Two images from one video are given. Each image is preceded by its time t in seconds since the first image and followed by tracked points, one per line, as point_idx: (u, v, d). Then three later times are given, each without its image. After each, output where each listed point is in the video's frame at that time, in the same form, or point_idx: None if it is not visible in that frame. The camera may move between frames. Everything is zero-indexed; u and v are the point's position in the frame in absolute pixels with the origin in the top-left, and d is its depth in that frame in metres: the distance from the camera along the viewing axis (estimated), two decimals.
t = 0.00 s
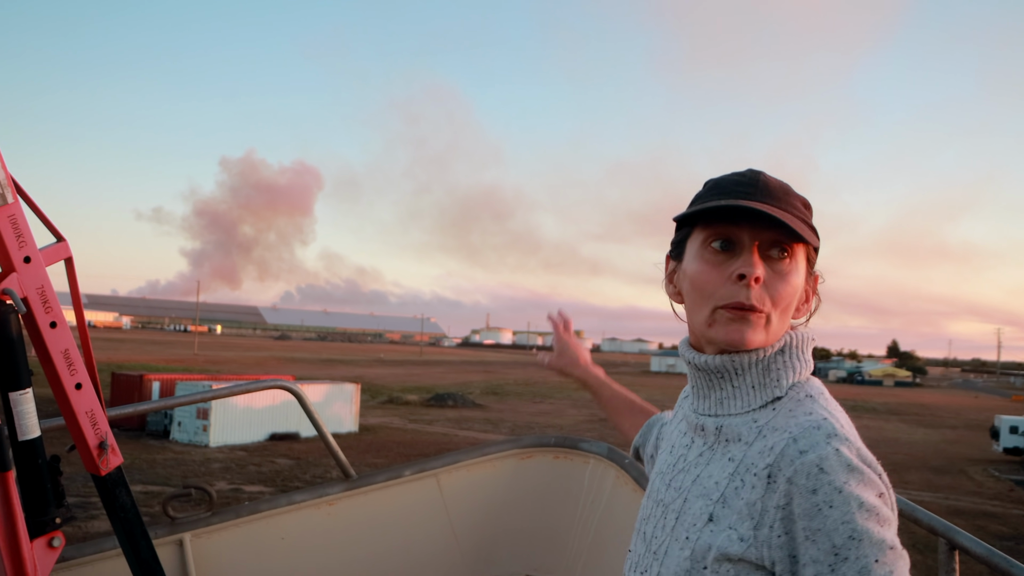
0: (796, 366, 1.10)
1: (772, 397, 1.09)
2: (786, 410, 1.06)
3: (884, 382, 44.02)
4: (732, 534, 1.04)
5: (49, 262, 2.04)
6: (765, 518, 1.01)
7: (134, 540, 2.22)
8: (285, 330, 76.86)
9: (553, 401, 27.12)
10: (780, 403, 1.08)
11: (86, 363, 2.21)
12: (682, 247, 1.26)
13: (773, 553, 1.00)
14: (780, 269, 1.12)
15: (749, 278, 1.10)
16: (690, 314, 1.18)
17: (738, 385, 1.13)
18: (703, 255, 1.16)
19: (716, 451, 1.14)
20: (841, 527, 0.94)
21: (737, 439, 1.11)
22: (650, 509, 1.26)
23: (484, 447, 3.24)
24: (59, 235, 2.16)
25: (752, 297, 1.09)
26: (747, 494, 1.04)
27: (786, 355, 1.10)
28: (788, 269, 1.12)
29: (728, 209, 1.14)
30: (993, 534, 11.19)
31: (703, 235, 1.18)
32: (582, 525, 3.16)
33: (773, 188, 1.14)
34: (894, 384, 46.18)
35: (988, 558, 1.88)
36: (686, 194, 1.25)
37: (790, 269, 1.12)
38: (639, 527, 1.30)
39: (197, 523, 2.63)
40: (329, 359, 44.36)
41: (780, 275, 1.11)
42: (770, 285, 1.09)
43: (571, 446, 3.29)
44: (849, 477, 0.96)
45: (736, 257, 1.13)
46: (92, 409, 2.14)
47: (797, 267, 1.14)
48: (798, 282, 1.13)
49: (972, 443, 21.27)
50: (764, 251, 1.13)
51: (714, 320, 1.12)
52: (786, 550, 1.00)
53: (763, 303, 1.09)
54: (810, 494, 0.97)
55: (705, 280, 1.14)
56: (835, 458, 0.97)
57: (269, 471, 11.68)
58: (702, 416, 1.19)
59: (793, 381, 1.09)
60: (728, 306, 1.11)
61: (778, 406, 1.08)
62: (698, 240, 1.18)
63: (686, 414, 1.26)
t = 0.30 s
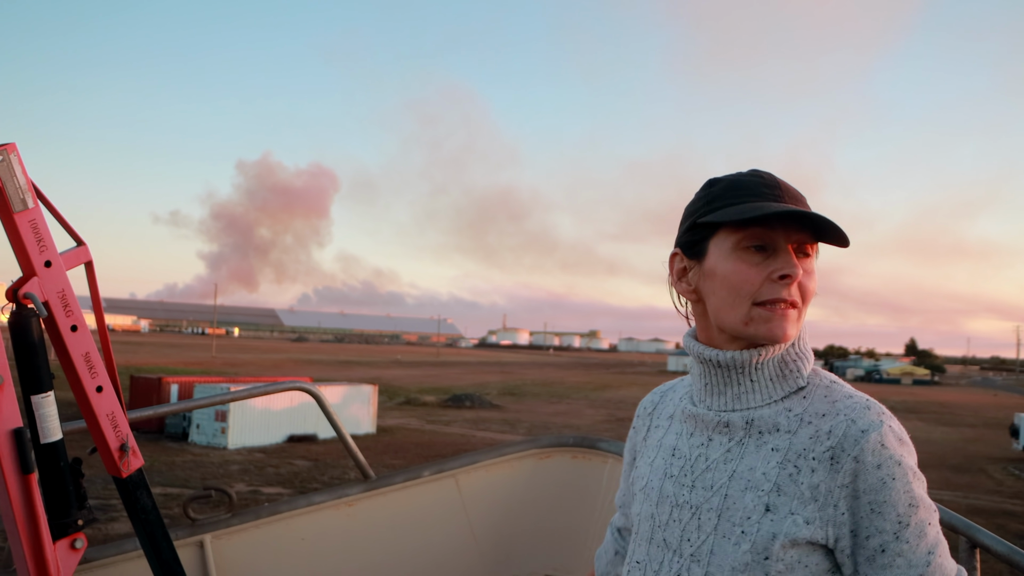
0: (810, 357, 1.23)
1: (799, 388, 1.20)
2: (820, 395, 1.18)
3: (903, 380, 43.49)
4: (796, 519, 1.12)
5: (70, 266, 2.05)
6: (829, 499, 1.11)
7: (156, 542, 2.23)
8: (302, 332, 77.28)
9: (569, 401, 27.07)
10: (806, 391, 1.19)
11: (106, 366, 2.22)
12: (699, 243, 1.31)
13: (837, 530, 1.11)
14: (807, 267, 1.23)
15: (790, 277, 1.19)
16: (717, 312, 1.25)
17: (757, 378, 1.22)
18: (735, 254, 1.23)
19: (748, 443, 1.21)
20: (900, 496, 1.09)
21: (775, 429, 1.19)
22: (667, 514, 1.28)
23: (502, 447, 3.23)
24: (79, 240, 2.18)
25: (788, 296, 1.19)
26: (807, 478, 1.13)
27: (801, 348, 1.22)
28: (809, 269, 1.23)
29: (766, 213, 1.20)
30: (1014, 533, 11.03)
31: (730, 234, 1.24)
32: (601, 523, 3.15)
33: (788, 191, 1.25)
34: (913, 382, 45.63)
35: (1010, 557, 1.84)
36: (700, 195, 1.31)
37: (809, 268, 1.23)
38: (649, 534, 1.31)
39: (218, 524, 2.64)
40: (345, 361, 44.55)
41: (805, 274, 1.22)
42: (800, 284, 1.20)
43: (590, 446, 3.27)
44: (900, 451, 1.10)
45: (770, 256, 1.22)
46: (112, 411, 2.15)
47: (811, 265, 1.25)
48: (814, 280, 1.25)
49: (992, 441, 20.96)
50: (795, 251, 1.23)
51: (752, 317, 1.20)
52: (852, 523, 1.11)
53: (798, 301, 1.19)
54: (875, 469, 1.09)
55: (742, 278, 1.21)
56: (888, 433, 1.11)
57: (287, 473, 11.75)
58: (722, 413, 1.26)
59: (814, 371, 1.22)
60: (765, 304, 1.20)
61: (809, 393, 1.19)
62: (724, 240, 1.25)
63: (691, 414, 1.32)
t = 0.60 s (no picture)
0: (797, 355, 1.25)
1: (794, 382, 1.22)
2: (817, 388, 1.20)
3: (908, 379, 43.47)
4: (815, 508, 1.13)
5: (75, 270, 2.05)
6: (844, 486, 1.13)
7: (162, 545, 2.22)
8: (307, 335, 77.47)
9: (574, 402, 27.09)
10: (799, 385, 1.22)
11: (112, 368, 2.22)
12: (679, 236, 1.31)
13: (849, 513, 1.14)
14: (784, 259, 1.24)
15: (764, 264, 1.19)
16: (695, 302, 1.26)
17: (751, 372, 1.23)
18: (713, 245, 1.24)
19: (752, 437, 1.20)
20: (902, 478, 1.14)
21: (779, 421, 1.19)
22: (669, 513, 1.24)
23: (507, 449, 3.22)
24: (84, 243, 2.18)
25: (763, 284, 1.19)
26: (822, 468, 1.14)
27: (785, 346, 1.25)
28: (788, 259, 1.24)
29: (743, 203, 1.21)
30: (1021, 531, 10.98)
31: (707, 226, 1.25)
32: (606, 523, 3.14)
33: (763, 183, 1.26)
34: (918, 381, 45.56)
35: (1017, 555, 1.81)
36: (680, 192, 1.33)
37: (788, 259, 1.24)
38: (648, 536, 1.26)
39: (223, 527, 2.63)
40: (350, 363, 44.63)
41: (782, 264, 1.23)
42: (777, 272, 1.20)
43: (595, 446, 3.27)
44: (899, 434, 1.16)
45: (747, 246, 1.22)
46: (119, 414, 2.15)
47: (790, 256, 1.25)
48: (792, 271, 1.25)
49: (998, 440, 20.91)
50: (771, 241, 1.23)
51: (729, 307, 1.21)
52: (861, 507, 1.14)
53: (772, 290, 1.20)
54: (883, 454, 1.13)
55: (717, 268, 1.22)
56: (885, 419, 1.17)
57: (293, 475, 11.77)
58: (718, 409, 1.24)
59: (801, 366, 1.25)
60: (740, 294, 1.21)
61: (807, 386, 1.21)
62: (701, 232, 1.26)
63: (681, 413, 1.29)
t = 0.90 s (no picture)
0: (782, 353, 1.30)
1: (787, 375, 1.26)
2: (809, 382, 1.25)
3: (908, 378, 43.49)
4: (823, 495, 1.15)
5: (76, 274, 2.05)
6: (846, 471, 1.17)
7: (165, 547, 2.23)
8: (306, 337, 77.39)
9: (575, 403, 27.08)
10: (793, 379, 1.25)
11: (113, 371, 2.22)
12: (704, 228, 1.27)
13: (850, 499, 1.18)
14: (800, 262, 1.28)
15: (797, 268, 1.22)
16: (726, 299, 1.24)
17: (750, 367, 1.25)
18: (748, 242, 1.23)
19: (756, 428, 1.21)
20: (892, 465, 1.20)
21: (780, 412, 1.21)
22: (674, 506, 1.23)
23: (508, 449, 3.23)
24: (85, 247, 2.18)
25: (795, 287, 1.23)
26: (826, 455, 1.17)
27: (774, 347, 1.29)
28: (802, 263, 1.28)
29: (786, 205, 1.22)
30: (1022, 530, 10.99)
31: (737, 223, 1.24)
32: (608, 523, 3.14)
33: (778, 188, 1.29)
34: (918, 380, 45.58)
35: (1019, 553, 1.82)
36: (695, 185, 1.30)
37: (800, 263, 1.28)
38: (652, 532, 1.24)
39: (225, 529, 2.63)
40: (350, 365, 44.62)
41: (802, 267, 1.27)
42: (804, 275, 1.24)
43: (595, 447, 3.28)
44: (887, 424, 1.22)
45: (777, 248, 1.24)
46: (120, 417, 2.15)
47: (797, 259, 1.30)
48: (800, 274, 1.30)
49: (997, 438, 20.92)
50: (794, 244, 1.27)
51: (766, 304, 1.21)
52: (857, 494, 1.19)
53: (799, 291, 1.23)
54: (877, 442, 1.19)
55: (755, 267, 1.22)
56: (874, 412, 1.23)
57: (293, 478, 11.75)
58: (721, 402, 1.25)
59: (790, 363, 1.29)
60: (775, 293, 1.22)
61: (799, 380, 1.25)
62: (731, 230, 1.24)
63: (680, 407, 1.28)
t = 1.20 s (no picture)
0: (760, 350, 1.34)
1: (771, 372, 1.29)
2: (793, 377, 1.30)
3: (909, 376, 43.40)
4: (819, 485, 1.21)
5: (77, 280, 2.05)
6: (835, 460, 1.25)
7: (167, 552, 2.23)
8: (306, 341, 77.30)
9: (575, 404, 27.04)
10: (778, 374, 1.29)
11: (115, 377, 2.22)
12: (719, 229, 1.26)
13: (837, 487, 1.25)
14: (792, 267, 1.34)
15: (799, 272, 1.27)
16: (740, 302, 1.24)
17: (745, 364, 1.27)
18: (761, 246, 1.25)
19: (755, 424, 1.24)
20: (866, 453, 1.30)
21: (777, 407, 1.25)
22: (684, 506, 1.23)
23: (510, 451, 3.23)
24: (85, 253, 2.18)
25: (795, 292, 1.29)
26: (819, 447, 1.23)
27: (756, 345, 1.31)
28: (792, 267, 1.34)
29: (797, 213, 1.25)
30: None
31: (748, 228, 1.26)
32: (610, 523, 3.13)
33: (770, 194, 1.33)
34: (919, 378, 45.51)
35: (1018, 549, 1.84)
36: (701, 187, 1.28)
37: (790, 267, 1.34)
38: (662, 533, 1.23)
39: (228, 534, 2.64)
40: (350, 369, 44.56)
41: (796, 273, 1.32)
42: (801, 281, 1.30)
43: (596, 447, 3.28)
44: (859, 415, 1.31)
45: (780, 253, 1.28)
46: (122, 423, 2.15)
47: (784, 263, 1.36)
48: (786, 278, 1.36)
49: (999, 436, 20.88)
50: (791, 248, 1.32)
51: (772, 307, 1.24)
52: (844, 482, 1.26)
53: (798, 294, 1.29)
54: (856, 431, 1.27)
55: (767, 272, 1.24)
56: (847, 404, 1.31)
57: (294, 482, 11.73)
58: (719, 399, 1.25)
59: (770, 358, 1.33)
60: (782, 297, 1.26)
61: (784, 375, 1.30)
62: (742, 233, 1.25)
63: (678, 407, 1.27)
